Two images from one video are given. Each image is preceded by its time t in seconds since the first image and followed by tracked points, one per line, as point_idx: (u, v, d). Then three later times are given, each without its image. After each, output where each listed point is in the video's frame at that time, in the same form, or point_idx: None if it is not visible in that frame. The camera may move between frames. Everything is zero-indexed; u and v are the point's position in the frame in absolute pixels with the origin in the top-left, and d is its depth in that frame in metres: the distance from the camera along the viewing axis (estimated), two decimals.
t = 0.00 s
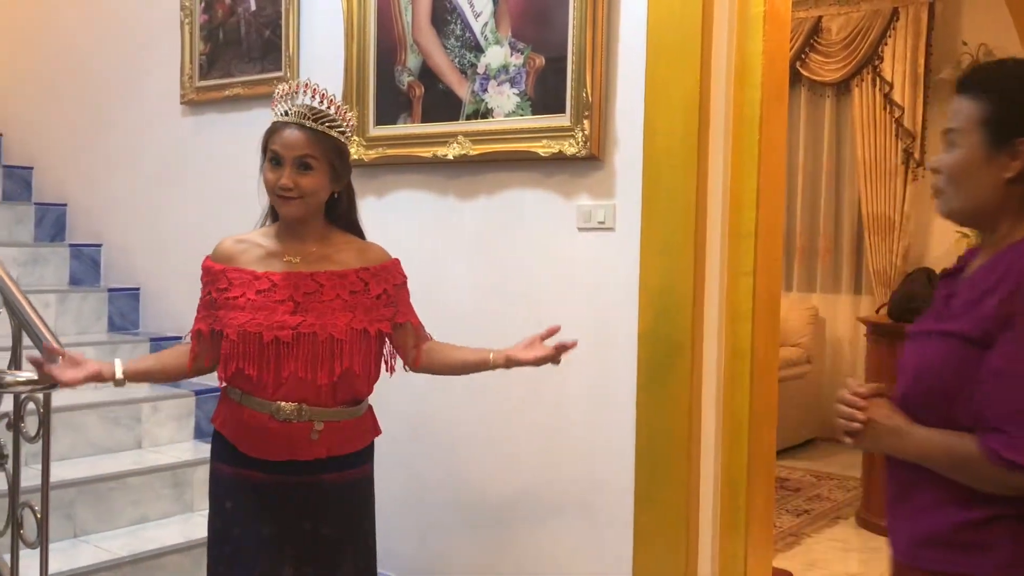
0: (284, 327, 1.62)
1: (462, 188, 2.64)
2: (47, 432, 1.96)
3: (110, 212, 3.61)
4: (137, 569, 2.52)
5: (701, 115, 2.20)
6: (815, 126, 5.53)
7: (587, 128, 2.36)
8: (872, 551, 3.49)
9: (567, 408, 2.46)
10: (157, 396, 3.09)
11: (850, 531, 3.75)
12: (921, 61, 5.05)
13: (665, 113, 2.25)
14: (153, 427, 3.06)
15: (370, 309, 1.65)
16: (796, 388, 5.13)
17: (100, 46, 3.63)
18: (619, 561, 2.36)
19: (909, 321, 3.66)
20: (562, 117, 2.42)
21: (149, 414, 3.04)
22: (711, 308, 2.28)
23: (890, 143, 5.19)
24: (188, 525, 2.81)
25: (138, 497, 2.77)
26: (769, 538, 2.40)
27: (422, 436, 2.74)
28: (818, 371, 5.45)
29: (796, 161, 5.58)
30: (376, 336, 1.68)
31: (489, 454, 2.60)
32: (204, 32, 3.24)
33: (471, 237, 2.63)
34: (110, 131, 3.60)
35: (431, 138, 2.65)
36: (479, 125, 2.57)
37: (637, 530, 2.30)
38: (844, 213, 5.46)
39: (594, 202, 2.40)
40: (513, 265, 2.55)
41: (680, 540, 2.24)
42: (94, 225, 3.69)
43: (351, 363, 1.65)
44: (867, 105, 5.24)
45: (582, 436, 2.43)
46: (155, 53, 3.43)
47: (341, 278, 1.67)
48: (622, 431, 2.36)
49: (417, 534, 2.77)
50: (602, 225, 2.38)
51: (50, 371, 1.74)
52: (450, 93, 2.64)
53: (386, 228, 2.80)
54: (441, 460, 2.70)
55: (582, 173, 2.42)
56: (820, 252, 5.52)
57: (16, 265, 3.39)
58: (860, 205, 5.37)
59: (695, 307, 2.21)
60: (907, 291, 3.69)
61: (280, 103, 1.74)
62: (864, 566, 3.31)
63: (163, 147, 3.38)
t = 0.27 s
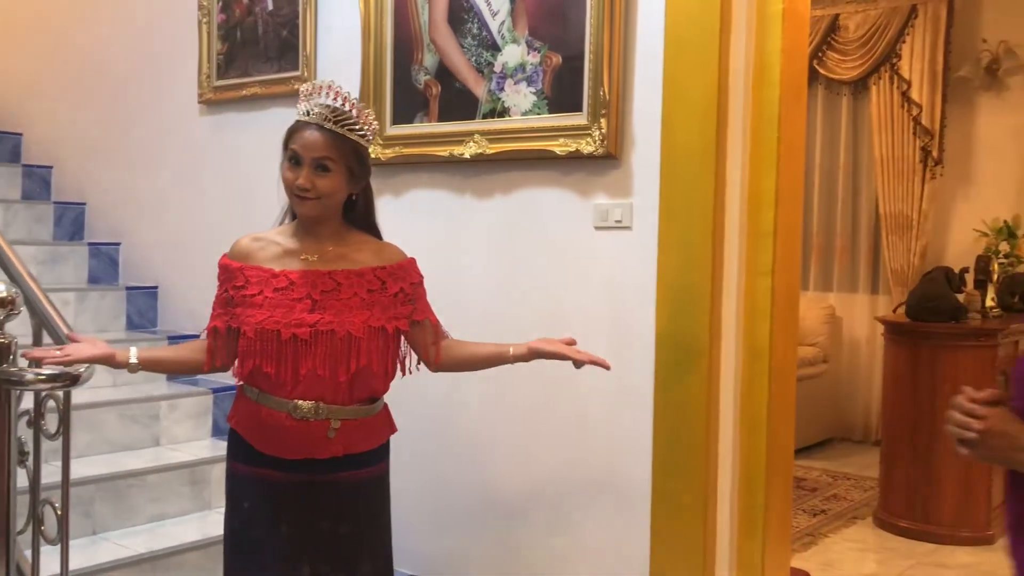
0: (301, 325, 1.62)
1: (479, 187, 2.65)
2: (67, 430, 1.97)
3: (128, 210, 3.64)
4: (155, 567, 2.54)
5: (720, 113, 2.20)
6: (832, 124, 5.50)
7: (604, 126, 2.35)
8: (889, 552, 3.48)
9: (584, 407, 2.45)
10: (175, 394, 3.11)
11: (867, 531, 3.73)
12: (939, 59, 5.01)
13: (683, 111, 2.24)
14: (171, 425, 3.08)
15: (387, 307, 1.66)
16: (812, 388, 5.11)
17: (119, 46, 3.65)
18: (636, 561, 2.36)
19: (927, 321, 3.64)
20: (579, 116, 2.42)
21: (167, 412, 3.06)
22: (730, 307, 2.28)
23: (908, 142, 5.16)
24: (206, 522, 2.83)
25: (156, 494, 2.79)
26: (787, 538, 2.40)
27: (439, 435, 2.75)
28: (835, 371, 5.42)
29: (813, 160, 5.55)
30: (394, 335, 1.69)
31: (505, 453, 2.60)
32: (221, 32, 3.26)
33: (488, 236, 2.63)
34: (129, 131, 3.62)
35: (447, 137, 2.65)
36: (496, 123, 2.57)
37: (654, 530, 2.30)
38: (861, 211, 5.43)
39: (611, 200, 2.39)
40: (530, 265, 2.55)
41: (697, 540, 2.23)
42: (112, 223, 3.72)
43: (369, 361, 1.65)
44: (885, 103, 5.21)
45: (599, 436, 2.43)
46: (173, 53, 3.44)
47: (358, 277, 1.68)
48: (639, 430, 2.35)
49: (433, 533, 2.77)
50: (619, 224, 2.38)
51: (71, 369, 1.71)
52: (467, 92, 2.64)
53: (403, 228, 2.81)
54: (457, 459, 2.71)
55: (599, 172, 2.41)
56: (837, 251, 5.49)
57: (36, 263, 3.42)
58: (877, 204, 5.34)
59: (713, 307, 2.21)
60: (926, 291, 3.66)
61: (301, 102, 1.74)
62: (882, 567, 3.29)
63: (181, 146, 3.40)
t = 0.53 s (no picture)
0: (325, 323, 1.63)
1: (501, 186, 2.65)
2: (95, 427, 1.99)
3: (153, 209, 3.66)
4: (181, 563, 2.56)
5: (744, 111, 2.19)
6: (855, 122, 5.47)
7: (628, 124, 2.35)
8: (914, 552, 3.45)
9: (607, 406, 2.45)
10: (198, 392, 3.14)
11: (891, 531, 3.71)
12: (964, 55, 4.96)
13: (707, 109, 2.23)
14: (195, 422, 3.10)
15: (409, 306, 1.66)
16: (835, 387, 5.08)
17: (143, 46, 3.68)
18: (659, 560, 2.35)
19: (951, 320, 3.61)
20: (602, 114, 2.41)
21: (191, 409, 3.09)
22: (754, 306, 2.27)
23: (932, 139, 5.11)
24: (230, 519, 2.85)
25: (181, 491, 2.81)
26: (811, 538, 2.39)
27: (461, 433, 2.75)
28: (858, 370, 5.39)
29: (835, 157, 5.51)
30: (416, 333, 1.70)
31: (528, 452, 2.60)
32: (244, 32, 3.27)
33: (510, 234, 2.63)
34: (153, 131, 3.65)
35: (470, 136, 2.66)
36: (519, 122, 2.57)
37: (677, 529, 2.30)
38: (884, 209, 5.39)
39: (634, 199, 2.39)
40: (553, 263, 2.55)
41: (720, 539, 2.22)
42: (136, 222, 3.75)
43: (392, 359, 1.65)
44: (909, 100, 5.17)
45: (622, 434, 2.42)
46: (197, 53, 3.47)
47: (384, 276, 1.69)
48: (662, 429, 2.35)
49: (455, 531, 2.78)
50: (642, 223, 2.37)
51: (101, 366, 1.67)
52: (489, 91, 2.65)
53: (426, 226, 2.82)
54: (479, 458, 2.71)
55: (622, 170, 2.41)
56: (859, 249, 5.46)
57: (62, 262, 3.45)
58: (900, 201, 5.30)
59: (737, 305, 2.20)
60: (950, 289, 3.63)
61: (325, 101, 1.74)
62: (906, 567, 3.27)
63: (204, 146, 3.43)
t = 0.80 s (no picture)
0: (353, 320, 1.63)
1: (524, 183, 2.64)
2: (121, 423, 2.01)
3: (176, 208, 3.69)
4: (205, 559, 2.57)
5: (769, 108, 2.17)
6: (878, 119, 5.42)
7: (651, 121, 2.34)
8: (939, 552, 3.42)
9: (630, 404, 2.44)
10: (222, 389, 3.16)
11: (915, 532, 3.67)
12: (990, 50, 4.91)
13: (731, 106, 2.22)
14: (218, 420, 3.12)
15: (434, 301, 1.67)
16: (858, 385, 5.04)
17: (166, 46, 3.71)
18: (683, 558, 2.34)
19: (977, 318, 3.58)
20: (625, 111, 2.40)
21: (215, 406, 3.11)
22: (779, 304, 2.25)
23: (957, 135, 5.06)
24: (254, 516, 2.86)
25: (205, 487, 2.83)
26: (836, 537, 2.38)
27: (483, 431, 2.75)
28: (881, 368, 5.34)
29: (859, 154, 5.47)
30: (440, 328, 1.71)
31: (550, 450, 2.60)
32: (267, 31, 3.29)
33: (532, 232, 2.63)
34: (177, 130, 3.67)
35: (492, 133, 2.65)
36: (541, 120, 2.56)
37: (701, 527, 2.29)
38: (908, 206, 5.34)
39: (657, 196, 2.38)
40: (575, 261, 2.54)
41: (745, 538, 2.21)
42: (160, 221, 3.78)
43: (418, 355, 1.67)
44: (933, 97, 5.12)
45: (645, 432, 2.41)
46: (220, 52, 3.49)
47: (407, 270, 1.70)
48: (685, 428, 2.34)
49: (477, 529, 2.78)
50: (665, 220, 2.36)
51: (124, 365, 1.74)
52: (511, 88, 2.64)
53: (448, 224, 2.82)
54: (502, 455, 2.71)
55: (645, 167, 2.40)
56: (883, 246, 5.41)
57: (87, 260, 3.48)
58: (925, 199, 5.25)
59: (762, 304, 2.19)
60: (976, 288, 3.60)
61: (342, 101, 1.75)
62: (931, 568, 3.24)
63: (227, 145, 3.45)
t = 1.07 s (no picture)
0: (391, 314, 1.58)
1: (542, 180, 2.63)
2: (139, 420, 2.00)
3: (194, 205, 3.70)
4: (222, 557, 2.57)
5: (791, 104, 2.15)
6: (899, 116, 5.38)
7: (671, 117, 2.31)
8: (961, 554, 3.38)
9: (649, 402, 2.42)
10: (239, 386, 3.16)
11: (937, 533, 3.63)
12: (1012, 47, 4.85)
13: (752, 102, 2.20)
14: (236, 417, 3.12)
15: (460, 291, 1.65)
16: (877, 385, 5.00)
17: (184, 44, 3.72)
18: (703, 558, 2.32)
19: (999, 317, 3.53)
20: (645, 107, 2.38)
21: (232, 403, 3.11)
22: (801, 303, 2.23)
23: (979, 133, 5.01)
24: (271, 514, 2.86)
25: (222, 485, 2.83)
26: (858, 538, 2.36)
27: (501, 429, 2.74)
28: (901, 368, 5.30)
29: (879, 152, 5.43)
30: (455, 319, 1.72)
31: (568, 449, 2.58)
32: (285, 28, 3.29)
33: (551, 228, 2.61)
34: (195, 127, 3.68)
35: (511, 130, 2.64)
36: (559, 116, 2.55)
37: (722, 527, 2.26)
38: (929, 205, 5.29)
39: (677, 192, 2.35)
40: (594, 258, 2.53)
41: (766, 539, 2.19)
42: (178, 218, 3.79)
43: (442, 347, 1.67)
44: (955, 94, 5.08)
45: (665, 430, 2.39)
46: (238, 50, 3.49)
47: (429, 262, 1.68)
48: (706, 427, 2.31)
49: (495, 527, 2.76)
50: (685, 217, 2.34)
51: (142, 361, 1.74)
52: (529, 85, 2.63)
53: (467, 221, 2.80)
54: (519, 454, 2.69)
55: (665, 163, 2.38)
56: (903, 245, 5.37)
57: (106, 258, 3.50)
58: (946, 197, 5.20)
59: (784, 303, 2.16)
60: (998, 287, 3.55)
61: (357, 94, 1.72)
62: (954, 569, 3.20)
63: (245, 142, 3.45)
